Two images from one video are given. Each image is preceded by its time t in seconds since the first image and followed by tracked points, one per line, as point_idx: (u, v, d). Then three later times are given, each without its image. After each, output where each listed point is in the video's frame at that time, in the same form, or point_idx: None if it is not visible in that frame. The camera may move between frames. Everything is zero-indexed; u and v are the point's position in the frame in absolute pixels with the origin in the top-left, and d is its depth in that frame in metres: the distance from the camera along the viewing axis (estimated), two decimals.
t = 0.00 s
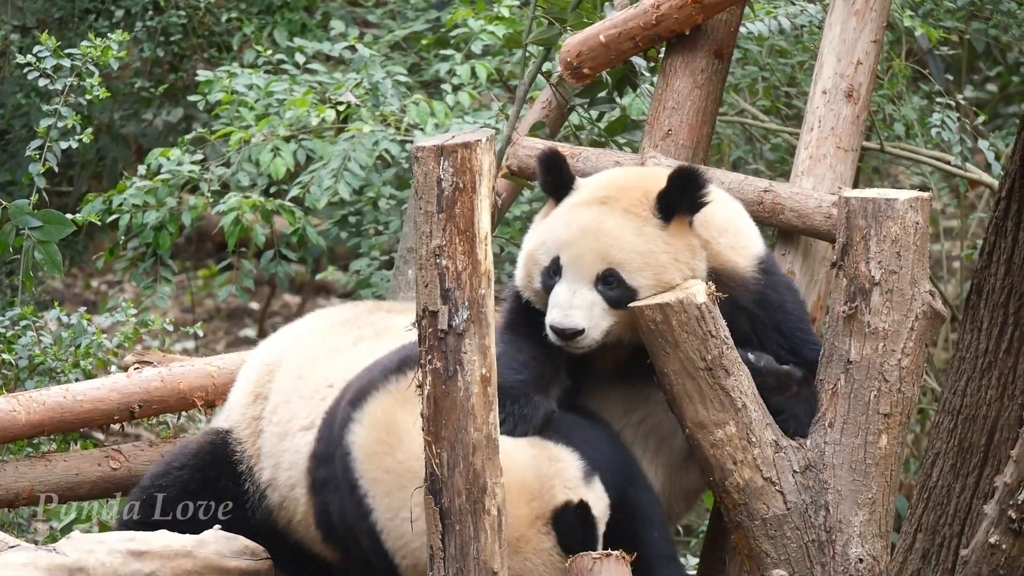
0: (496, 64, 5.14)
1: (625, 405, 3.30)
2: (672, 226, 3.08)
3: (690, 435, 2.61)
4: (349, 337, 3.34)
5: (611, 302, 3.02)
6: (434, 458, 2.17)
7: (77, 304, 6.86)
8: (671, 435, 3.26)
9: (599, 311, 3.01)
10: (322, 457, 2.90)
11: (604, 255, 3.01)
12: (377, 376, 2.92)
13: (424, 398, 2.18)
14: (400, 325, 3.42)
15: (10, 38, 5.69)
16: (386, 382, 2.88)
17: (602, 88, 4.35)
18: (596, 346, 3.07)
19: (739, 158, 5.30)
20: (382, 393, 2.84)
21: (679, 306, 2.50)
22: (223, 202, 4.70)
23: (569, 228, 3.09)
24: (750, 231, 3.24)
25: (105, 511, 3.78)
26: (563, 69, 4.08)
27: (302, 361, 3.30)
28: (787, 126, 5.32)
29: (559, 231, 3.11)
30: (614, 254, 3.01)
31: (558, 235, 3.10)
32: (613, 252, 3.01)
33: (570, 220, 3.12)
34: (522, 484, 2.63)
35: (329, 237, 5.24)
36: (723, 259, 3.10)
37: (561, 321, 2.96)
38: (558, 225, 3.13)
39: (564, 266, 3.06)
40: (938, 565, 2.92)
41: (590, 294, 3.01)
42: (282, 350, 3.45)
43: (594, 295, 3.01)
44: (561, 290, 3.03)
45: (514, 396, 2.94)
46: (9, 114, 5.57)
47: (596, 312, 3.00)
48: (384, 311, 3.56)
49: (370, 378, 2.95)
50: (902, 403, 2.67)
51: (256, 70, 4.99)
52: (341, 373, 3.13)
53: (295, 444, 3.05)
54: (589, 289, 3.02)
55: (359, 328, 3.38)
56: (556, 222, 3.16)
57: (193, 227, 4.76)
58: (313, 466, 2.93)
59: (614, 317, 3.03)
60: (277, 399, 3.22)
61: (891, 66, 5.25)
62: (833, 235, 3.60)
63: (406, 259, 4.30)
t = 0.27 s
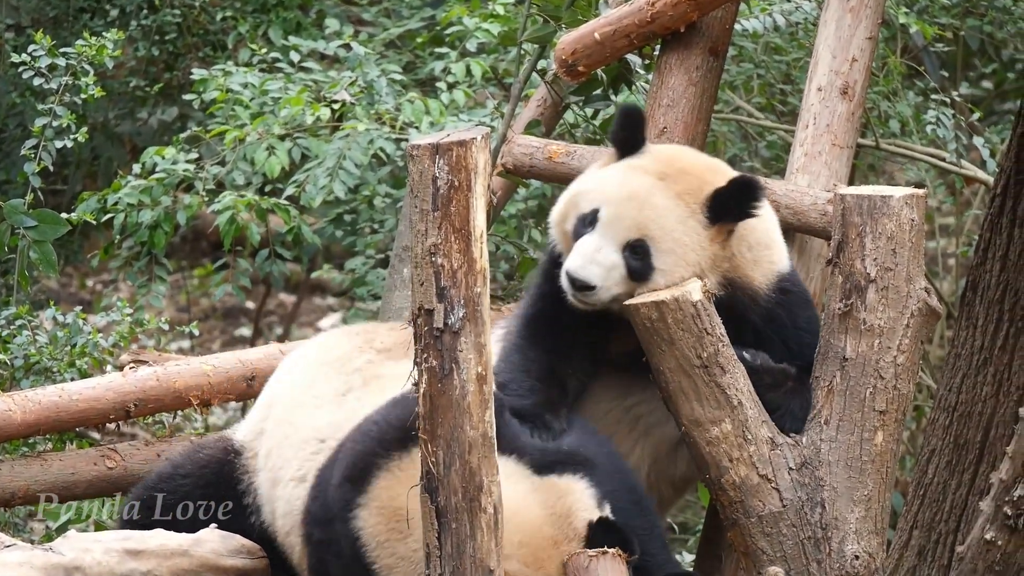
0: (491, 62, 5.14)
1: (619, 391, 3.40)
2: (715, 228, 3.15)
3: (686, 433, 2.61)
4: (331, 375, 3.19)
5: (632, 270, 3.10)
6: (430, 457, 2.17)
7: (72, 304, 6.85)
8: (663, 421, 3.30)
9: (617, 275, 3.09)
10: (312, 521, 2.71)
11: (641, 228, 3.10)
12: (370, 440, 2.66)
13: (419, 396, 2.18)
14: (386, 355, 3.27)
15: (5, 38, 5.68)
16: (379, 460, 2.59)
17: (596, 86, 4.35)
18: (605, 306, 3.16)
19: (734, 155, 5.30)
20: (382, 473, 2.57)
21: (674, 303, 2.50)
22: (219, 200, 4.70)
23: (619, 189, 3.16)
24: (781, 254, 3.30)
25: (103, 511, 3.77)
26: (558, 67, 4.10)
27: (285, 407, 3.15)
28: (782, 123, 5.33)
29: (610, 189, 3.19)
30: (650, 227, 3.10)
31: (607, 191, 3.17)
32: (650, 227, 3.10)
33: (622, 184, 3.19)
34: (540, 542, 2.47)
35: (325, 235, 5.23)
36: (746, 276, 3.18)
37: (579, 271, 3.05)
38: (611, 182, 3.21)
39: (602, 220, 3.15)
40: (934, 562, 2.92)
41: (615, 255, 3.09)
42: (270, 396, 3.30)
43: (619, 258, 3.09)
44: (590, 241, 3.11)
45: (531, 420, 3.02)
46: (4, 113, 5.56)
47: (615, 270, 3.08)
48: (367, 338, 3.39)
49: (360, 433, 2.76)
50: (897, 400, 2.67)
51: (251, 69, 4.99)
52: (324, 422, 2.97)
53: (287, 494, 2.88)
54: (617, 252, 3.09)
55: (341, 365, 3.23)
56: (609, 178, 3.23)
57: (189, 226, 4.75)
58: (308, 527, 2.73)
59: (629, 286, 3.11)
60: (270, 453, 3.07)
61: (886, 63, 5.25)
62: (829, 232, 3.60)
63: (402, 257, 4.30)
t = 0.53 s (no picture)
0: (486, 59, 5.14)
1: (608, 379, 3.46)
2: (726, 224, 3.18)
3: (682, 429, 2.62)
4: (287, 387, 2.94)
5: (640, 263, 3.13)
6: (426, 455, 2.16)
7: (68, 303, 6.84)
8: (653, 410, 3.35)
9: (625, 268, 3.11)
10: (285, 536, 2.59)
11: (651, 221, 3.13)
12: (338, 457, 2.56)
13: (415, 393, 2.17)
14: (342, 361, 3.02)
15: None
16: (343, 477, 2.50)
17: (591, 82, 4.35)
18: (613, 299, 3.18)
19: (729, 151, 5.31)
20: (347, 493, 2.48)
21: (670, 300, 2.50)
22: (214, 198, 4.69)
23: (631, 184, 3.19)
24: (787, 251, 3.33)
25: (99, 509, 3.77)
26: (553, 64, 4.08)
27: (247, 423, 2.92)
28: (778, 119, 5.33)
29: (622, 183, 3.22)
30: (660, 221, 3.13)
31: (620, 186, 3.21)
32: (660, 220, 3.13)
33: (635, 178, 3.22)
34: (522, 551, 2.41)
35: (320, 233, 5.23)
36: (751, 269, 3.20)
37: (589, 263, 3.07)
38: (624, 176, 3.24)
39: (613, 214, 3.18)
40: (931, 556, 3.06)
41: (624, 247, 3.11)
42: (234, 414, 3.07)
43: (628, 251, 3.12)
44: (601, 234, 3.14)
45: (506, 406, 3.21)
46: None
47: (623, 262, 3.10)
48: (323, 345, 3.13)
49: (330, 451, 2.62)
50: (893, 396, 2.67)
51: (246, 67, 4.98)
52: (287, 436, 2.77)
53: (256, 508, 2.72)
54: (627, 244, 3.12)
55: (297, 375, 2.98)
56: (621, 173, 3.26)
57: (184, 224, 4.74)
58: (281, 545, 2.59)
59: (637, 279, 3.13)
60: (237, 465, 2.89)
61: (881, 59, 5.25)
62: (824, 228, 3.60)
63: (398, 254, 4.30)
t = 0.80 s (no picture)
0: (484, 57, 5.13)
1: (616, 396, 3.41)
2: (716, 214, 3.17)
3: (680, 426, 2.62)
4: (244, 404, 2.63)
5: (635, 264, 3.13)
6: (423, 451, 2.16)
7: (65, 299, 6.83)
8: (662, 428, 3.35)
9: (620, 272, 3.11)
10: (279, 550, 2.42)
11: (640, 221, 3.12)
12: (329, 467, 2.39)
13: (412, 390, 2.17)
14: (294, 370, 2.70)
15: None
16: (343, 481, 2.37)
17: (589, 79, 4.36)
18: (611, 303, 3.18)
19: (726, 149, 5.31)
20: (346, 497, 2.36)
21: (667, 298, 2.50)
22: (212, 195, 4.68)
23: (614, 186, 3.17)
24: (780, 239, 3.34)
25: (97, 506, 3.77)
26: (550, 60, 4.07)
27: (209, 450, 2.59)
28: (775, 117, 5.33)
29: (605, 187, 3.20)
30: (649, 220, 3.12)
31: (603, 190, 3.18)
32: (648, 220, 3.12)
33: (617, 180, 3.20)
34: (525, 552, 2.37)
35: (317, 229, 5.22)
36: (746, 260, 3.20)
37: (583, 272, 3.07)
38: (605, 180, 3.22)
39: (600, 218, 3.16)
40: (927, 554, 3.12)
41: (616, 251, 3.11)
42: (189, 443, 2.72)
43: (621, 255, 3.11)
44: (590, 240, 3.13)
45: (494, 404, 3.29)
46: None
47: (617, 267, 3.10)
48: (262, 357, 2.78)
49: (317, 467, 2.41)
50: (890, 393, 2.67)
51: (244, 64, 4.97)
52: (263, 452, 2.51)
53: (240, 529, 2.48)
54: (618, 248, 3.12)
55: (251, 391, 2.65)
56: (604, 176, 3.24)
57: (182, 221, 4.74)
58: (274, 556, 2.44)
59: (632, 280, 3.13)
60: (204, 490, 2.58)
61: (879, 57, 5.25)
62: (822, 225, 3.60)
63: (396, 252, 4.30)
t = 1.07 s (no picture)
0: (486, 52, 5.13)
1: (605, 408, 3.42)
2: (713, 211, 3.19)
3: (681, 423, 2.62)
4: (215, 417, 2.50)
5: (637, 262, 3.12)
6: (424, 447, 2.16)
7: (67, 294, 6.83)
8: (653, 432, 3.37)
9: (623, 270, 3.10)
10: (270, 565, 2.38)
11: (642, 218, 3.11)
12: (320, 500, 2.31)
13: (414, 386, 2.17)
14: (262, 378, 2.54)
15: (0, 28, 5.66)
16: (337, 515, 2.29)
17: (592, 75, 4.36)
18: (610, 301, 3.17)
19: (729, 145, 5.30)
20: (341, 530, 2.28)
21: (669, 294, 2.50)
22: (214, 191, 4.68)
23: (613, 185, 3.17)
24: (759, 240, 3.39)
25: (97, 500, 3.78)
26: (552, 57, 4.06)
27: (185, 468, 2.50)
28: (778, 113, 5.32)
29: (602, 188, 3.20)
30: (651, 216, 3.12)
31: (602, 188, 3.18)
32: (650, 217, 3.12)
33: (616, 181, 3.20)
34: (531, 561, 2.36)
35: (319, 225, 5.22)
36: (737, 262, 3.23)
37: (589, 269, 3.05)
38: (602, 181, 3.22)
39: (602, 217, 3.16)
40: (929, 550, 3.12)
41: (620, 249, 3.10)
42: (163, 451, 2.62)
43: (623, 254, 3.11)
44: (591, 238, 3.12)
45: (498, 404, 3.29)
46: None
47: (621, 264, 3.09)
48: (224, 360, 2.62)
49: (304, 494, 2.32)
50: (892, 390, 2.67)
51: (246, 59, 4.97)
52: (244, 471, 2.41)
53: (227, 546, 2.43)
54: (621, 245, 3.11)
55: (222, 401, 2.52)
56: (600, 176, 3.24)
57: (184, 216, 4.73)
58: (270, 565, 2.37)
59: (634, 278, 3.12)
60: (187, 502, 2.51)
61: (882, 53, 5.24)
62: (825, 222, 3.60)
63: (397, 247, 4.30)
